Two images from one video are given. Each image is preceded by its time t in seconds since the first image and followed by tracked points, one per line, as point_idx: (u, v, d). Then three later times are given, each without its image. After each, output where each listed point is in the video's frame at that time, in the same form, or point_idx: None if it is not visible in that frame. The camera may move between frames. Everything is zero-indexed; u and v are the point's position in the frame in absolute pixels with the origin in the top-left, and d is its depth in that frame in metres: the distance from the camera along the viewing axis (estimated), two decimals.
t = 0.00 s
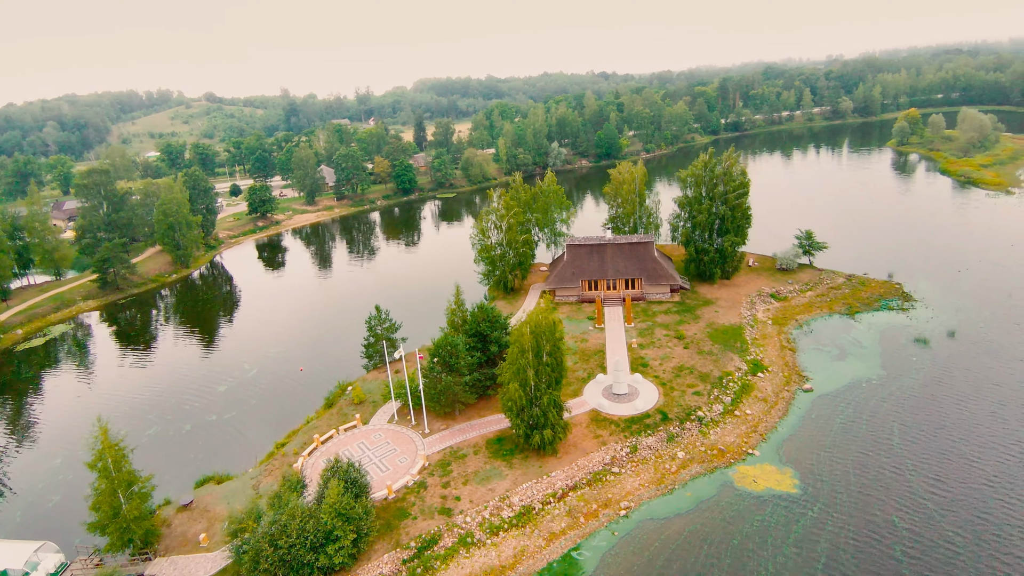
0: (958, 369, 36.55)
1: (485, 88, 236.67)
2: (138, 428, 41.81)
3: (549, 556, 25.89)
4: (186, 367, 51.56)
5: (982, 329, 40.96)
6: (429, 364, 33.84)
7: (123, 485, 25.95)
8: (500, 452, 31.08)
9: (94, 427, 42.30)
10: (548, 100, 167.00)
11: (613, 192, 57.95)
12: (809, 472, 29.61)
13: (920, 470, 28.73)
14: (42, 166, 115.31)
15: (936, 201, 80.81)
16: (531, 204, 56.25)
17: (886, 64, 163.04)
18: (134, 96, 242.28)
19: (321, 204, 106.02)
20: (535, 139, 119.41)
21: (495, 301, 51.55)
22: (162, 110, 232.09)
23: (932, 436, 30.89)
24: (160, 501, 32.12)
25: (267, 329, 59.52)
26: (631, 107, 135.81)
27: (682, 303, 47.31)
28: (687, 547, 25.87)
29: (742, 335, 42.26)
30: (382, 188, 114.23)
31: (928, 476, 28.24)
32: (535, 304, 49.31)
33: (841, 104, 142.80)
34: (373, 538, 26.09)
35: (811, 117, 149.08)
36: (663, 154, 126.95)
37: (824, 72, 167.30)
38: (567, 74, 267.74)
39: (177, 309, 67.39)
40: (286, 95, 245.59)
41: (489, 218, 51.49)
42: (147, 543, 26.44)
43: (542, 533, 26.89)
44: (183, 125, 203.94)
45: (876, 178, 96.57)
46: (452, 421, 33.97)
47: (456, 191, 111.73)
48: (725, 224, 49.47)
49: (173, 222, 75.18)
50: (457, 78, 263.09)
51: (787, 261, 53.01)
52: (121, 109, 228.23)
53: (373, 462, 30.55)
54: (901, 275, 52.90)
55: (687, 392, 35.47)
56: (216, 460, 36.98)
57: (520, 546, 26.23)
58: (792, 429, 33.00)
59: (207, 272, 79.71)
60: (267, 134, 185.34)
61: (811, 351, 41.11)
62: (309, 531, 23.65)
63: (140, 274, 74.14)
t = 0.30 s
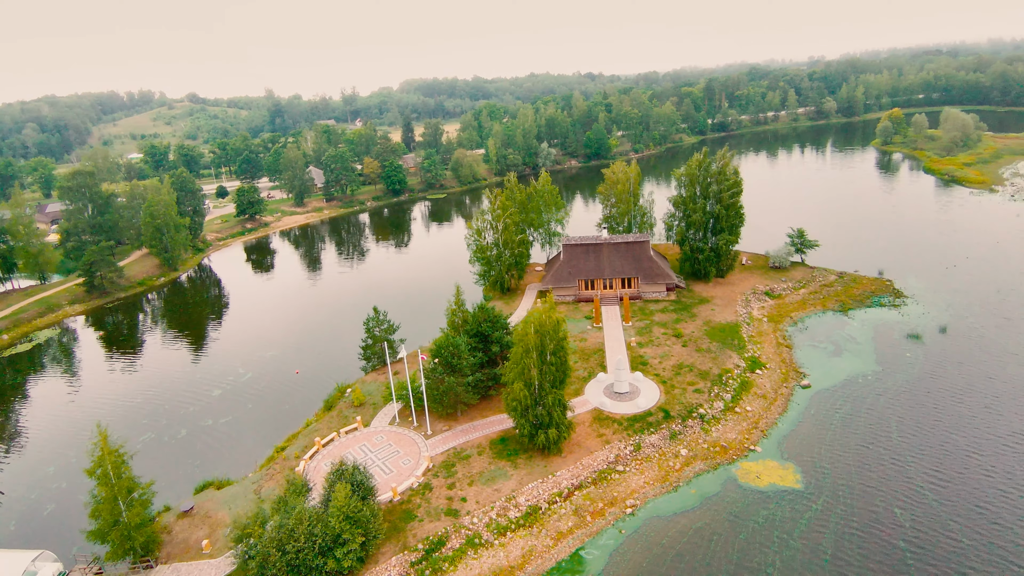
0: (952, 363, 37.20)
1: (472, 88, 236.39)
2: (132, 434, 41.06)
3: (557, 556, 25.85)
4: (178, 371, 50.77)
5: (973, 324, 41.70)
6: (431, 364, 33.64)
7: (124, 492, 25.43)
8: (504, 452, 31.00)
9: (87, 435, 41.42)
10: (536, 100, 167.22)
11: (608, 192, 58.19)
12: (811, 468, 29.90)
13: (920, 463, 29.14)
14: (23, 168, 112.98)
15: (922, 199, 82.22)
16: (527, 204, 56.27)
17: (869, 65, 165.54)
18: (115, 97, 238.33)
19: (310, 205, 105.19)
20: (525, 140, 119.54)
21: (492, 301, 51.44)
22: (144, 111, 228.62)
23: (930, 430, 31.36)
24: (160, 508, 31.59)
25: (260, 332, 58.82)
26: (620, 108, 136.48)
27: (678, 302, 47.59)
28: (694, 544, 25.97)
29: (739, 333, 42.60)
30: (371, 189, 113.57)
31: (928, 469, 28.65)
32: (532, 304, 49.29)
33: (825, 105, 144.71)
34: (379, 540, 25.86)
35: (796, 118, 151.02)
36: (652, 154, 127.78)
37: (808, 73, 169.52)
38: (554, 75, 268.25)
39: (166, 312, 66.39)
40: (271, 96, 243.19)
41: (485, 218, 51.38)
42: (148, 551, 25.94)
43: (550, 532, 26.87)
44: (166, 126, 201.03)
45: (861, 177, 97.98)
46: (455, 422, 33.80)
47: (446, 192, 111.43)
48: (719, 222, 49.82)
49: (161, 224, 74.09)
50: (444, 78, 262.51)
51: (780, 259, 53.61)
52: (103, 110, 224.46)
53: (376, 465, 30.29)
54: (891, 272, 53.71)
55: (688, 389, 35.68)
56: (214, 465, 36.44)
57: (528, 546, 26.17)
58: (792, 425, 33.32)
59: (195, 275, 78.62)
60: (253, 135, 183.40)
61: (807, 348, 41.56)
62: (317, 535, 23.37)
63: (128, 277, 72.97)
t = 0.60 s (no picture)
0: (943, 357, 38.01)
1: (456, 89, 235.92)
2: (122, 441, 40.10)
3: (566, 555, 25.84)
4: (167, 376, 49.80)
5: (961, 319, 42.68)
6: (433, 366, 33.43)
7: (125, 500, 24.85)
8: (508, 452, 30.93)
9: (76, 443, 40.39)
10: (521, 101, 167.46)
11: (600, 191, 58.46)
12: (812, 462, 30.30)
13: (918, 455, 29.67)
14: None
15: (903, 197, 83.93)
16: (520, 205, 56.25)
17: (847, 67, 168.76)
18: (91, 98, 233.26)
19: (296, 207, 104.11)
20: (512, 140, 119.59)
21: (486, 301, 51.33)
22: (121, 112, 224.13)
23: (925, 422, 32.00)
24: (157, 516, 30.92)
25: (250, 336, 58.01)
26: (606, 109, 137.23)
27: (673, 300, 47.94)
28: (701, 540, 26.14)
29: (734, 330, 43.04)
30: (358, 190, 112.66)
31: (926, 461, 29.20)
32: (527, 304, 49.22)
33: (806, 105, 147.10)
34: (386, 544, 25.60)
35: (777, 118, 153.19)
36: (638, 155, 128.74)
37: (788, 75, 172.21)
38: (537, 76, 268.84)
39: (150, 317, 65.08)
40: (252, 97, 240.03)
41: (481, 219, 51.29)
42: (148, 560, 25.36)
43: (557, 531, 26.86)
44: (144, 128, 197.15)
45: (843, 176, 99.70)
46: (456, 423, 33.62)
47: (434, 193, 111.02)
48: (712, 221, 50.29)
49: (145, 227, 72.69)
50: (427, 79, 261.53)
51: (770, 257, 54.34)
52: (78, 112, 219.47)
53: (379, 468, 29.99)
54: (878, 269, 54.73)
55: (687, 386, 35.95)
56: (211, 472, 35.79)
57: (536, 546, 26.11)
58: (791, 420, 33.75)
59: (180, 278, 77.27)
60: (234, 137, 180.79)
61: (801, 344, 42.14)
62: (326, 539, 23.08)
63: (111, 281, 71.50)
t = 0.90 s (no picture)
0: (934, 351, 38.71)
1: (441, 90, 235.37)
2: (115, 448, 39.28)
3: (574, 553, 25.83)
4: (158, 380, 48.92)
5: (950, 314, 43.55)
6: (434, 367, 33.23)
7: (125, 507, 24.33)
8: (511, 452, 30.86)
9: (68, 450, 39.51)
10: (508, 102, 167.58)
11: (592, 191, 58.63)
12: (812, 456, 30.66)
13: (915, 448, 30.16)
14: None
15: (887, 195, 85.41)
16: (514, 205, 56.22)
17: (828, 68, 171.41)
18: (68, 99, 228.48)
19: (283, 209, 103.09)
20: (500, 140, 119.55)
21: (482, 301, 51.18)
22: (100, 113, 219.96)
23: (921, 416, 32.55)
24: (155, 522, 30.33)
25: (242, 339, 57.23)
26: (593, 109, 137.80)
27: (668, 299, 48.23)
28: (707, 535, 26.30)
29: (730, 327, 43.42)
30: (346, 192, 111.82)
31: (924, 453, 29.69)
32: (523, 304, 49.14)
33: (789, 106, 149.13)
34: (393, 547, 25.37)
35: (761, 118, 155.14)
36: (626, 155, 129.50)
37: (771, 76, 174.51)
38: (522, 77, 269.23)
39: (136, 321, 63.91)
40: (234, 97, 237.00)
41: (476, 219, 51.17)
42: (149, 568, 24.86)
43: (564, 531, 26.84)
44: (123, 130, 193.54)
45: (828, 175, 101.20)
46: (458, 424, 33.46)
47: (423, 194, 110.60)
48: (705, 220, 50.63)
49: (131, 230, 71.43)
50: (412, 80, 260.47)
51: (762, 255, 54.95)
52: (55, 113, 214.86)
53: (382, 470, 29.73)
54: (867, 266, 55.61)
55: (687, 384, 36.19)
56: (208, 477, 35.20)
57: (543, 546, 26.07)
58: (789, 416, 34.12)
59: (165, 282, 75.95)
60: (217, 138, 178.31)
61: (795, 341, 42.63)
62: (334, 543, 22.83)
63: (96, 285, 70.16)
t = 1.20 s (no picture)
0: (926, 345, 39.47)
1: (426, 90, 234.53)
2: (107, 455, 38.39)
3: (583, 552, 25.82)
4: (149, 386, 47.94)
5: (939, 309, 44.45)
6: (436, 368, 33.01)
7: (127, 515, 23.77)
8: (515, 452, 30.77)
9: (59, 459, 38.55)
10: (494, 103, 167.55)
11: (585, 191, 58.72)
12: (813, 450, 31.05)
13: (913, 440, 30.67)
14: None
15: (870, 194, 86.96)
16: (508, 205, 56.09)
17: (809, 69, 174.15)
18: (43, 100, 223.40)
19: (270, 211, 101.96)
20: (488, 141, 119.39)
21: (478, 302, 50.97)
22: (77, 115, 215.45)
23: (917, 409, 33.13)
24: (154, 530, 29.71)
25: (233, 342, 56.34)
26: (580, 110, 138.32)
27: (663, 298, 48.52)
28: (715, 531, 26.48)
29: (726, 325, 43.81)
30: (333, 193, 110.82)
31: (922, 446, 30.21)
32: (520, 304, 49.07)
33: (772, 106, 151.24)
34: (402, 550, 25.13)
35: (744, 118, 157.04)
36: (613, 155, 130.20)
37: (753, 76, 176.73)
38: (507, 78, 269.44)
39: (122, 326, 62.63)
40: (215, 99, 233.60)
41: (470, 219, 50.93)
42: None
43: (572, 530, 26.82)
44: (101, 132, 189.64)
45: (813, 174, 102.70)
46: (461, 426, 33.29)
47: (411, 195, 110.04)
48: (699, 220, 51.00)
49: (115, 233, 70.05)
50: (396, 82, 259.24)
51: (753, 253, 55.57)
52: (30, 116, 209.85)
53: (386, 473, 29.45)
54: (856, 263, 56.49)
55: (687, 381, 36.44)
56: (206, 483, 34.55)
57: (552, 546, 26.02)
58: (788, 411, 34.51)
59: (150, 285, 74.63)
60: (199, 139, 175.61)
61: (790, 337, 43.15)
62: (344, 547, 22.55)
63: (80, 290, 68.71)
